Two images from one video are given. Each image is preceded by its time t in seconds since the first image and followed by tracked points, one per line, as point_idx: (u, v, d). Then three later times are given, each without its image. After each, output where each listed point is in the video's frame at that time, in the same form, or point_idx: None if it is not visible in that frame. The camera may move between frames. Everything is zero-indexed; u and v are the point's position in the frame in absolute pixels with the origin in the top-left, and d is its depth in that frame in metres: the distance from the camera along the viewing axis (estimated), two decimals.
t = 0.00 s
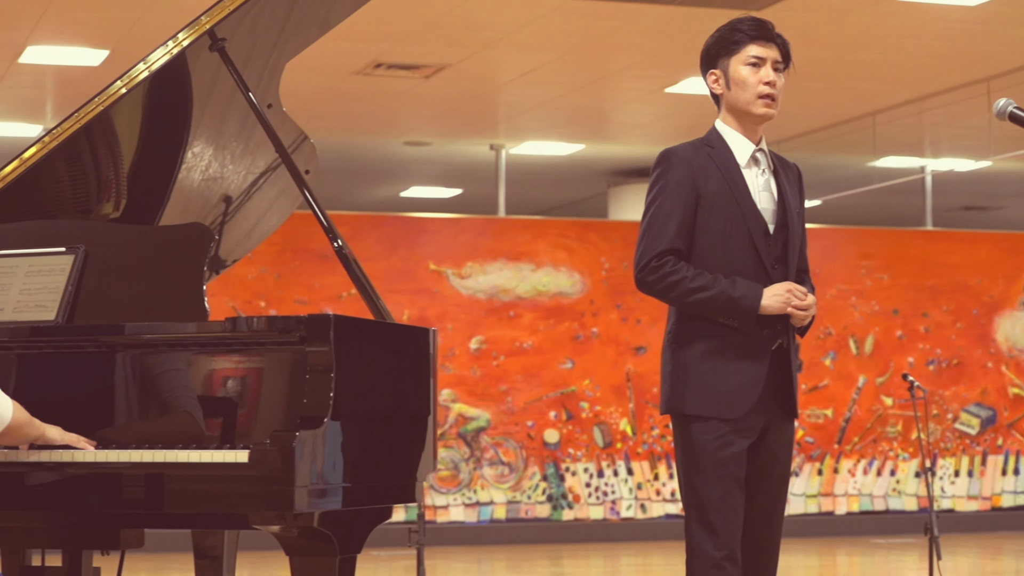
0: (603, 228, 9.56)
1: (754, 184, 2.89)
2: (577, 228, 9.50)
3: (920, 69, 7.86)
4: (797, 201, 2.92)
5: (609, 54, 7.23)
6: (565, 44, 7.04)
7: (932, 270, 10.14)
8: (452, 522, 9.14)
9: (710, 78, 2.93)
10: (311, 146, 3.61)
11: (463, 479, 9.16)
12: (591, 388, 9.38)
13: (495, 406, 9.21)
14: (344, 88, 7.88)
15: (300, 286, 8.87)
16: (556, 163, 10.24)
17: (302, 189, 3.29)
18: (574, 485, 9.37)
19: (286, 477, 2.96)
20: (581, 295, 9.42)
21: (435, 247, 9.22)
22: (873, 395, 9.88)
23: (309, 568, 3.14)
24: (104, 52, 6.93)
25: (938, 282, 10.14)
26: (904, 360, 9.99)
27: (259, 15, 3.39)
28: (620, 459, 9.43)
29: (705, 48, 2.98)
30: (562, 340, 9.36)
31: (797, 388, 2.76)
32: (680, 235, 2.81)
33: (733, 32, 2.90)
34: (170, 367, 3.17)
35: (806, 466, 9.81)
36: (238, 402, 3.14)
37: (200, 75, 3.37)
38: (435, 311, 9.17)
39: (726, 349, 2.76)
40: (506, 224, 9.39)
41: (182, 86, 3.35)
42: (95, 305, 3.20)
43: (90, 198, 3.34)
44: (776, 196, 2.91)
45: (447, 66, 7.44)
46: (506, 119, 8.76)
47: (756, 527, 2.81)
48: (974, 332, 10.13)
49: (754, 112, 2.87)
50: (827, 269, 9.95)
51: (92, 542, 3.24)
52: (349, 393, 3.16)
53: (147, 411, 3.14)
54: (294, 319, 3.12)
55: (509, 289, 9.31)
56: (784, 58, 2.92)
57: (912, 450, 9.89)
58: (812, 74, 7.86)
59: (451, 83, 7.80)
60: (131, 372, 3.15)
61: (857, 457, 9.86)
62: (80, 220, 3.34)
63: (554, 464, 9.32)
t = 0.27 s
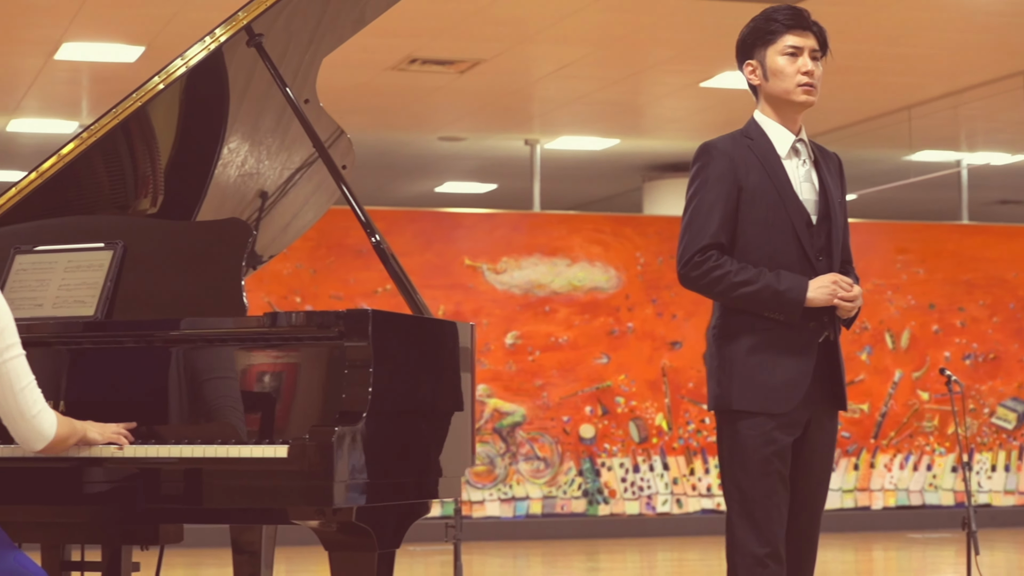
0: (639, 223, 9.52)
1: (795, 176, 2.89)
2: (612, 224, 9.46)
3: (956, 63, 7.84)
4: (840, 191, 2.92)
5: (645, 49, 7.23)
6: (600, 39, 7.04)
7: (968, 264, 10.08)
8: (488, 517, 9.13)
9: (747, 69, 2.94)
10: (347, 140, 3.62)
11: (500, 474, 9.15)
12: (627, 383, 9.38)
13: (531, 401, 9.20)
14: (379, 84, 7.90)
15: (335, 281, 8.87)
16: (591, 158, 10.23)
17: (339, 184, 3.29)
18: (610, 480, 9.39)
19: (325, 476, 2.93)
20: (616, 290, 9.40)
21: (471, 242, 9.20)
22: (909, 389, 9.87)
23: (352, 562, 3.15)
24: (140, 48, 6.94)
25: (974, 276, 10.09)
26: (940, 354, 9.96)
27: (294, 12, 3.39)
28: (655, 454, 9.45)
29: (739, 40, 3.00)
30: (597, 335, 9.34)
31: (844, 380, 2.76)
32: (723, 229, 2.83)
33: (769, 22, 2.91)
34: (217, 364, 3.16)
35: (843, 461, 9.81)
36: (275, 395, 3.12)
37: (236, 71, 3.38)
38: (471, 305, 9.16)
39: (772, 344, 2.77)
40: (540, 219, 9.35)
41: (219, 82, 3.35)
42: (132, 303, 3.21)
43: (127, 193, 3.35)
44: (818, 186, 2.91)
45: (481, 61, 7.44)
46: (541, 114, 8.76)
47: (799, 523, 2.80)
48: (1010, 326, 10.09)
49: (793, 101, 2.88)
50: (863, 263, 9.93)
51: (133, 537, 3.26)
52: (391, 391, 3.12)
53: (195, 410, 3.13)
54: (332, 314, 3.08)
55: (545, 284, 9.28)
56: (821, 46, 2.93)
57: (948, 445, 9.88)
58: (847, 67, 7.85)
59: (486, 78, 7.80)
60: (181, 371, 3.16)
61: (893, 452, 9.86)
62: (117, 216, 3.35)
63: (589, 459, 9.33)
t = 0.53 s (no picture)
0: (673, 219, 9.51)
1: (834, 167, 2.86)
2: (645, 219, 9.45)
3: (990, 57, 7.82)
4: (877, 182, 2.89)
5: (676, 44, 7.22)
6: (634, 34, 7.03)
7: (1002, 259, 10.05)
8: (521, 513, 9.07)
9: (780, 58, 2.89)
10: (382, 135, 3.57)
11: (532, 470, 9.08)
12: (660, 378, 9.35)
13: (564, 397, 9.17)
14: (411, 79, 7.92)
15: (368, 277, 8.84)
16: (623, 152, 10.24)
17: (374, 179, 3.30)
18: (643, 476, 9.32)
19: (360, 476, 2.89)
20: (650, 286, 9.36)
21: (504, 237, 9.16)
22: (944, 384, 9.81)
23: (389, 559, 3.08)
24: (174, 44, 6.95)
25: (1008, 272, 10.05)
26: (975, 350, 9.91)
27: (328, 8, 3.41)
28: (688, 450, 9.37)
29: (771, 29, 2.95)
30: (630, 330, 9.32)
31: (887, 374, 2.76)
32: (763, 221, 2.79)
33: (803, 11, 2.87)
34: (262, 364, 3.10)
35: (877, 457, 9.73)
36: (311, 390, 3.07)
37: (271, 66, 3.38)
38: (503, 302, 9.11)
39: (816, 337, 2.77)
40: (573, 215, 9.32)
41: (255, 79, 3.36)
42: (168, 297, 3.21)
43: (162, 189, 3.35)
44: (856, 177, 2.89)
45: (515, 57, 7.44)
46: (574, 109, 8.76)
47: (838, 519, 2.79)
48: None
49: (829, 91, 2.83)
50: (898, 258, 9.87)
51: (168, 533, 3.23)
52: (427, 388, 3.09)
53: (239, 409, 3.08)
54: (368, 309, 3.04)
55: (577, 279, 9.25)
56: (855, 34, 2.88)
57: (983, 440, 9.83)
58: (880, 62, 7.83)
59: (519, 74, 7.79)
60: (229, 376, 3.10)
61: (927, 447, 9.80)
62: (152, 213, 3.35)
63: (623, 455, 9.27)
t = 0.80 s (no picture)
0: (703, 215, 9.55)
1: (868, 161, 2.85)
2: (676, 215, 9.49)
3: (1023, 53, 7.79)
4: (912, 175, 2.88)
5: (708, 40, 7.21)
6: (665, 30, 7.02)
7: None
8: (553, 509, 9.17)
9: (812, 50, 2.86)
10: (414, 131, 3.55)
11: (564, 466, 9.17)
12: (691, 375, 9.37)
13: (596, 393, 9.23)
14: (443, 76, 7.92)
15: (398, 274, 8.92)
16: (655, 148, 10.25)
17: (407, 176, 3.28)
18: (675, 472, 9.40)
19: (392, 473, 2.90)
20: (680, 282, 9.41)
21: (535, 233, 9.20)
22: (975, 381, 9.81)
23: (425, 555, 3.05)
24: (205, 41, 6.97)
25: None
26: (1007, 346, 9.89)
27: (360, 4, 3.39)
28: (720, 446, 9.43)
29: (801, 21, 2.93)
30: (661, 327, 9.35)
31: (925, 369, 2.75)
32: (799, 216, 2.78)
33: (835, 2, 2.84)
34: (305, 362, 3.12)
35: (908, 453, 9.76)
36: (345, 388, 3.08)
37: (302, 63, 3.38)
38: (534, 298, 9.16)
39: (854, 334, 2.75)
40: (605, 211, 9.37)
41: (287, 75, 3.37)
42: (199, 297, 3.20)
43: (194, 186, 3.36)
44: (889, 169, 2.88)
45: (546, 53, 7.43)
46: (606, 105, 8.75)
47: (877, 518, 2.78)
48: None
49: (863, 82, 2.80)
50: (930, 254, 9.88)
51: (198, 529, 3.22)
52: (459, 386, 3.07)
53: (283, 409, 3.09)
54: (401, 306, 3.05)
55: (608, 276, 9.29)
56: (887, 25, 2.85)
57: (1015, 437, 9.83)
58: (912, 57, 7.81)
59: (550, 70, 7.79)
60: (274, 375, 3.11)
61: (959, 444, 9.81)
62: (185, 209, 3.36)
63: (654, 451, 9.35)
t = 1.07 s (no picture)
0: (732, 211, 9.50)
1: (901, 155, 2.82)
2: (705, 211, 9.48)
3: None
4: (945, 168, 2.85)
5: (738, 37, 7.19)
6: (695, 27, 7.00)
7: None
8: (582, 507, 9.16)
9: (845, 43, 2.82)
10: (443, 128, 3.55)
11: (593, 464, 9.16)
12: (720, 371, 9.36)
13: (625, 390, 9.24)
14: (471, 72, 7.92)
15: (428, 271, 8.93)
16: (683, 144, 10.26)
17: (436, 171, 3.28)
18: (704, 469, 9.38)
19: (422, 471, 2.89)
20: (709, 279, 9.39)
21: (564, 230, 9.20)
22: (1005, 377, 9.78)
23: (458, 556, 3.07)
24: (234, 39, 6.98)
25: None
26: None
27: None
28: (749, 443, 9.41)
29: (833, 12, 2.88)
30: (690, 324, 9.34)
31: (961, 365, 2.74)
32: (833, 214, 2.76)
33: None
34: (339, 359, 3.10)
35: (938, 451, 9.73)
36: (376, 385, 3.08)
37: (331, 59, 3.38)
38: (563, 295, 9.17)
39: (887, 332, 2.75)
40: (633, 207, 9.38)
41: (315, 73, 3.37)
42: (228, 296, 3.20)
43: (223, 183, 3.34)
44: (924, 163, 2.85)
45: (575, 50, 7.42)
46: (634, 102, 8.75)
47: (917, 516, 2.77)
48: None
49: (895, 77, 2.76)
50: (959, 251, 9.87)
51: (227, 526, 3.22)
52: (486, 385, 3.06)
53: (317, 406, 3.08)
54: (431, 303, 3.03)
55: (637, 273, 9.30)
56: (921, 17, 2.80)
57: None
58: (943, 53, 7.79)
59: (579, 67, 7.78)
60: (310, 373, 3.10)
61: (988, 441, 9.79)
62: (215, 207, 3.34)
63: (683, 448, 9.33)
